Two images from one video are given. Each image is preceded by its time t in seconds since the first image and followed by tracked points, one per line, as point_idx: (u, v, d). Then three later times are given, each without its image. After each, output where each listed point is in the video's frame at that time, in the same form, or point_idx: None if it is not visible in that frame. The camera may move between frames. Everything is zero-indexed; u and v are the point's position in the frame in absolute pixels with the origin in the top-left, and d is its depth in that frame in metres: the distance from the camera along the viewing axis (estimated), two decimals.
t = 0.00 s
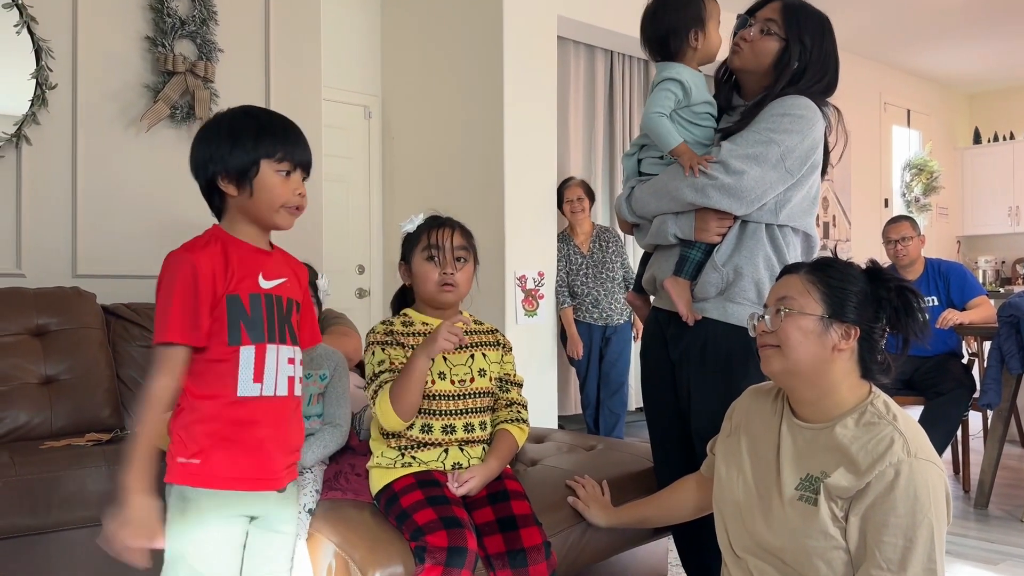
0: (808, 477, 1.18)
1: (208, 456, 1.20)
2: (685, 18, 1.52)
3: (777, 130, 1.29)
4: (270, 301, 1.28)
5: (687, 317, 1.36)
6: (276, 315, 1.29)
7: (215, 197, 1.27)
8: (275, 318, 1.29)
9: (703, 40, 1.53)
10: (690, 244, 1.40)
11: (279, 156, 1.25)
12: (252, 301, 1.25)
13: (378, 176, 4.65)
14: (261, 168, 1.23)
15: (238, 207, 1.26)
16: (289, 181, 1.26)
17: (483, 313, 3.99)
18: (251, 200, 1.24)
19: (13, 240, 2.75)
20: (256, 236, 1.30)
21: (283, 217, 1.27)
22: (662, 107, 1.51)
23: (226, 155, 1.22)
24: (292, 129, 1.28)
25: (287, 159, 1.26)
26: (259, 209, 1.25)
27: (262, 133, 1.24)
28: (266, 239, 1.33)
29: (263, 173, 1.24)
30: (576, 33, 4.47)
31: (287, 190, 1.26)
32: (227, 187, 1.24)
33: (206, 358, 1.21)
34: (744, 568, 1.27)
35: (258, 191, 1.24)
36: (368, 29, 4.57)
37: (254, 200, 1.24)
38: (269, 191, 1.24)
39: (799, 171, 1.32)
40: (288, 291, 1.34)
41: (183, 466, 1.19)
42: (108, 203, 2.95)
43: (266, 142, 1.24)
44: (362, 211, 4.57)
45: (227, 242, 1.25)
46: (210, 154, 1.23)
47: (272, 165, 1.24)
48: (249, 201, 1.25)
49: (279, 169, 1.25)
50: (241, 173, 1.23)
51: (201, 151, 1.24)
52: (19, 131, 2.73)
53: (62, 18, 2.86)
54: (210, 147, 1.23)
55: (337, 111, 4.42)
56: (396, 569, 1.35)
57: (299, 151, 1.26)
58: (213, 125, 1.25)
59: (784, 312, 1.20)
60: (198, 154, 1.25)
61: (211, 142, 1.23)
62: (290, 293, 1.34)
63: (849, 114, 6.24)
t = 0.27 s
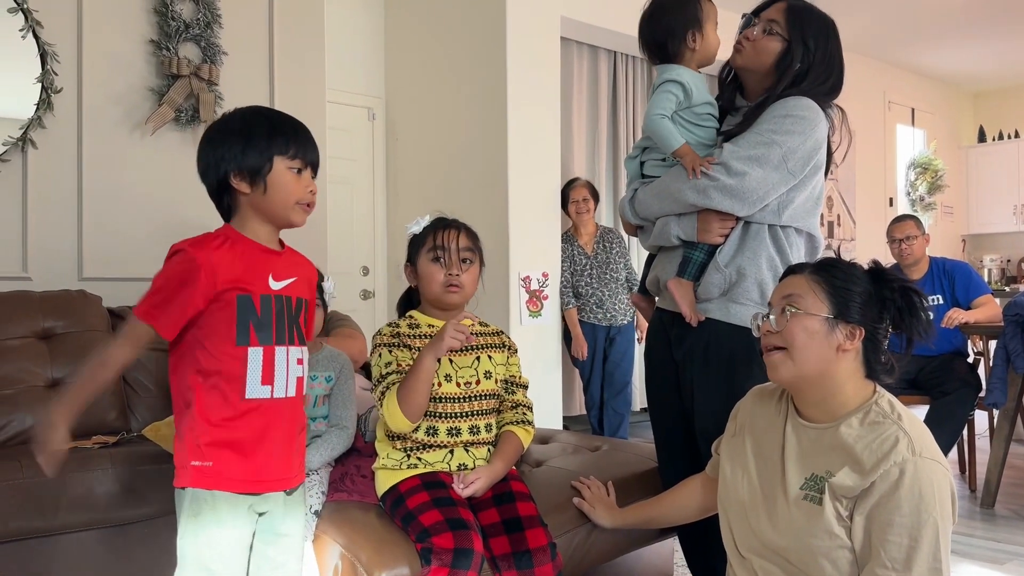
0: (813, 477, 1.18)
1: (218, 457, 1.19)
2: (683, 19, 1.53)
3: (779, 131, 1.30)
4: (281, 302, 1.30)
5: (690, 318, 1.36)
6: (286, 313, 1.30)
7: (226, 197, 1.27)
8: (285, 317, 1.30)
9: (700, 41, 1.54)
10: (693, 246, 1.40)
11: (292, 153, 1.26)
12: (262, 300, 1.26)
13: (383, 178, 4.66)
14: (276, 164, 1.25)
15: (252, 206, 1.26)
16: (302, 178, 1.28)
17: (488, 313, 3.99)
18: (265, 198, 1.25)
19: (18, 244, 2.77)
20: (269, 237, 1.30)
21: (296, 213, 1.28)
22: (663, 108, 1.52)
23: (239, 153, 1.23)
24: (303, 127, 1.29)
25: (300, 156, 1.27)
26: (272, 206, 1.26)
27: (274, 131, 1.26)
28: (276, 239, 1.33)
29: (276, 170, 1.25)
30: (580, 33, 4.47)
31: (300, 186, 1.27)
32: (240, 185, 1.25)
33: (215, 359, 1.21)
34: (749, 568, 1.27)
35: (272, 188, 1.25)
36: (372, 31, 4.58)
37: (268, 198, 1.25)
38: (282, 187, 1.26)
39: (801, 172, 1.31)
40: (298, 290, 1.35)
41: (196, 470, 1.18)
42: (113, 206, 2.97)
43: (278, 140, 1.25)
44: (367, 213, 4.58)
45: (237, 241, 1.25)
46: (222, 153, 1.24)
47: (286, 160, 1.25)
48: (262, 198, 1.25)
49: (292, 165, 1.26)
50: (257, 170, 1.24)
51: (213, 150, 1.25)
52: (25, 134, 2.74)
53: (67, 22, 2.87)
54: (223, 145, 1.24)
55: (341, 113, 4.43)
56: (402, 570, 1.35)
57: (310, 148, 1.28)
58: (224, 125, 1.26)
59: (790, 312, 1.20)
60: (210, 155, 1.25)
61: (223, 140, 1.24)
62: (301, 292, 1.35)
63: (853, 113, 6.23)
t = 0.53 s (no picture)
0: (818, 476, 1.18)
1: (210, 454, 1.20)
2: (672, 17, 1.53)
3: (783, 131, 1.29)
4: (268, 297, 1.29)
5: (691, 318, 1.36)
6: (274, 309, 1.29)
7: (211, 199, 1.27)
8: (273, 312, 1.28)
9: (689, 39, 1.54)
10: (696, 244, 1.39)
11: (280, 162, 1.25)
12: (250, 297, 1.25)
13: (386, 179, 4.66)
14: (262, 173, 1.24)
15: (235, 210, 1.26)
16: (288, 188, 1.26)
17: (492, 314, 3.99)
18: (248, 205, 1.25)
19: (23, 247, 2.78)
20: (250, 238, 1.31)
21: (278, 222, 1.27)
22: (664, 107, 1.52)
23: (224, 158, 1.23)
24: (292, 133, 1.28)
25: (287, 166, 1.26)
26: (255, 212, 1.26)
27: (263, 137, 1.25)
28: (256, 239, 1.33)
29: (262, 179, 1.24)
30: (582, 33, 4.47)
31: (285, 196, 1.26)
32: (224, 190, 1.24)
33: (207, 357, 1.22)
34: (754, 568, 1.26)
35: (257, 196, 1.24)
36: (374, 32, 4.59)
37: (251, 205, 1.25)
38: (268, 196, 1.25)
39: (805, 171, 1.31)
40: (283, 286, 1.35)
41: (193, 466, 1.19)
42: (117, 209, 2.98)
43: (267, 146, 1.24)
44: (370, 214, 4.58)
45: (220, 242, 1.26)
46: (208, 156, 1.24)
47: (272, 170, 1.24)
48: (246, 205, 1.25)
49: (279, 175, 1.25)
50: (241, 176, 1.23)
51: (199, 152, 1.25)
52: (29, 139, 2.75)
53: (70, 27, 2.88)
54: (210, 148, 1.24)
55: (344, 114, 4.44)
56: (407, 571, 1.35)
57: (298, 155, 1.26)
58: (213, 126, 1.26)
59: (795, 311, 1.19)
60: (198, 154, 1.25)
61: (210, 144, 1.24)
62: (285, 288, 1.35)
63: (857, 110, 6.21)
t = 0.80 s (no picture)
0: (820, 473, 1.18)
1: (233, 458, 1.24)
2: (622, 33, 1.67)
3: (788, 124, 1.29)
4: (287, 306, 1.31)
5: (707, 311, 1.37)
6: (293, 319, 1.32)
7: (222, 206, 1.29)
8: (292, 322, 1.32)
9: (639, 50, 1.66)
10: (710, 240, 1.39)
11: (278, 157, 1.26)
12: (270, 308, 1.28)
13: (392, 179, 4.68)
14: (261, 171, 1.25)
15: (245, 213, 1.28)
16: (290, 181, 1.27)
17: (498, 313, 4.00)
18: (254, 205, 1.26)
19: (32, 251, 2.80)
20: (267, 242, 1.32)
21: (288, 218, 1.28)
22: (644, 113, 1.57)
23: (224, 161, 1.25)
24: (292, 130, 1.30)
25: (286, 159, 1.27)
26: (261, 211, 1.27)
27: (261, 137, 1.26)
28: (273, 245, 1.35)
29: (263, 176, 1.25)
30: (586, 32, 4.47)
31: (290, 190, 1.27)
32: (230, 195, 1.26)
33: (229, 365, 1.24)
34: (759, 566, 1.27)
35: (260, 194, 1.25)
36: (378, 34, 4.60)
37: (257, 204, 1.26)
38: (271, 192, 1.26)
39: (812, 164, 1.31)
40: (302, 293, 1.37)
41: (213, 470, 1.23)
42: (125, 212, 3.00)
43: (266, 144, 1.26)
44: (376, 215, 4.60)
45: (239, 247, 1.27)
46: (210, 162, 1.26)
47: (272, 166, 1.25)
48: (252, 205, 1.27)
49: (279, 170, 1.26)
50: (243, 177, 1.25)
51: (205, 160, 1.27)
52: (37, 144, 2.78)
53: (76, 32, 2.91)
54: (212, 154, 1.26)
55: (349, 116, 4.45)
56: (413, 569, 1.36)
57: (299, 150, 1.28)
58: (214, 133, 1.28)
59: (793, 309, 1.20)
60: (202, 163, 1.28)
61: (211, 150, 1.26)
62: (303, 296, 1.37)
63: (864, 105, 6.18)
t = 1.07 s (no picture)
0: (811, 473, 1.18)
1: (227, 463, 1.22)
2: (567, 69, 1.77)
3: (765, 119, 1.29)
4: (278, 310, 1.32)
5: (715, 304, 1.33)
6: (285, 321, 1.33)
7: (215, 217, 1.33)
8: (284, 325, 1.33)
9: (585, 79, 1.76)
10: (701, 237, 1.39)
11: (248, 156, 1.28)
12: (261, 311, 1.29)
13: (392, 181, 4.68)
14: (233, 171, 1.27)
15: (231, 218, 1.29)
16: (265, 176, 1.28)
17: (499, 313, 4.00)
18: (232, 207, 1.28)
19: (32, 257, 2.81)
20: (259, 244, 1.32)
21: (270, 214, 1.28)
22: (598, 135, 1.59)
23: (200, 170, 1.28)
24: (264, 130, 1.31)
25: (257, 157, 1.28)
26: (241, 211, 1.27)
27: (232, 140, 1.28)
28: (270, 248, 1.36)
29: (235, 176, 1.27)
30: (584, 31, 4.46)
31: (265, 185, 1.27)
32: (212, 202, 1.29)
33: (219, 368, 1.24)
34: (751, 566, 1.26)
35: (235, 193, 1.27)
36: (377, 35, 4.60)
37: (235, 205, 1.27)
38: (246, 190, 1.27)
39: (792, 158, 1.30)
40: (294, 298, 1.38)
41: (209, 475, 1.21)
42: (124, 217, 3.00)
43: (234, 145, 1.28)
44: (378, 216, 4.60)
45: (231, 250, 1.28)
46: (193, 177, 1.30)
47: (243, 165, 1.27)
48: (232, 208, 1.28)
49: (251, 167, 1.28)
50: (218, 181, 1.27)
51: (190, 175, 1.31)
52: (35, 150, 2.79)
53: (73, 38, 2.92)
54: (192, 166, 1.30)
55: (349, 118, 4.45)
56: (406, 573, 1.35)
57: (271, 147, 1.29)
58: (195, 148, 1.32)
59: (782, 308, 1.19)
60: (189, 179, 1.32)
61: (191, 163, 1.30)
62: (295, 300, 1.38)
63: (866, 100, 6.16)
